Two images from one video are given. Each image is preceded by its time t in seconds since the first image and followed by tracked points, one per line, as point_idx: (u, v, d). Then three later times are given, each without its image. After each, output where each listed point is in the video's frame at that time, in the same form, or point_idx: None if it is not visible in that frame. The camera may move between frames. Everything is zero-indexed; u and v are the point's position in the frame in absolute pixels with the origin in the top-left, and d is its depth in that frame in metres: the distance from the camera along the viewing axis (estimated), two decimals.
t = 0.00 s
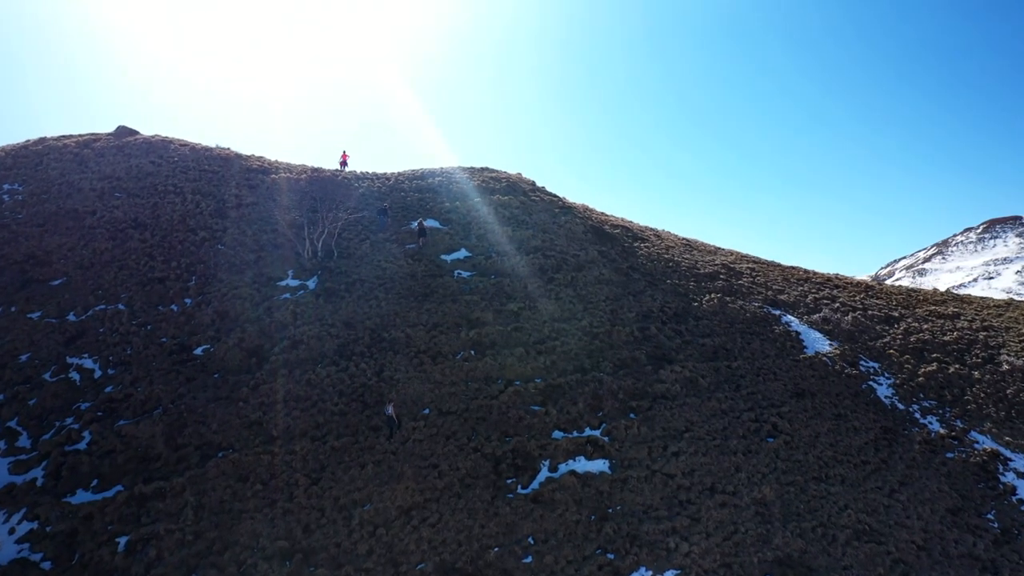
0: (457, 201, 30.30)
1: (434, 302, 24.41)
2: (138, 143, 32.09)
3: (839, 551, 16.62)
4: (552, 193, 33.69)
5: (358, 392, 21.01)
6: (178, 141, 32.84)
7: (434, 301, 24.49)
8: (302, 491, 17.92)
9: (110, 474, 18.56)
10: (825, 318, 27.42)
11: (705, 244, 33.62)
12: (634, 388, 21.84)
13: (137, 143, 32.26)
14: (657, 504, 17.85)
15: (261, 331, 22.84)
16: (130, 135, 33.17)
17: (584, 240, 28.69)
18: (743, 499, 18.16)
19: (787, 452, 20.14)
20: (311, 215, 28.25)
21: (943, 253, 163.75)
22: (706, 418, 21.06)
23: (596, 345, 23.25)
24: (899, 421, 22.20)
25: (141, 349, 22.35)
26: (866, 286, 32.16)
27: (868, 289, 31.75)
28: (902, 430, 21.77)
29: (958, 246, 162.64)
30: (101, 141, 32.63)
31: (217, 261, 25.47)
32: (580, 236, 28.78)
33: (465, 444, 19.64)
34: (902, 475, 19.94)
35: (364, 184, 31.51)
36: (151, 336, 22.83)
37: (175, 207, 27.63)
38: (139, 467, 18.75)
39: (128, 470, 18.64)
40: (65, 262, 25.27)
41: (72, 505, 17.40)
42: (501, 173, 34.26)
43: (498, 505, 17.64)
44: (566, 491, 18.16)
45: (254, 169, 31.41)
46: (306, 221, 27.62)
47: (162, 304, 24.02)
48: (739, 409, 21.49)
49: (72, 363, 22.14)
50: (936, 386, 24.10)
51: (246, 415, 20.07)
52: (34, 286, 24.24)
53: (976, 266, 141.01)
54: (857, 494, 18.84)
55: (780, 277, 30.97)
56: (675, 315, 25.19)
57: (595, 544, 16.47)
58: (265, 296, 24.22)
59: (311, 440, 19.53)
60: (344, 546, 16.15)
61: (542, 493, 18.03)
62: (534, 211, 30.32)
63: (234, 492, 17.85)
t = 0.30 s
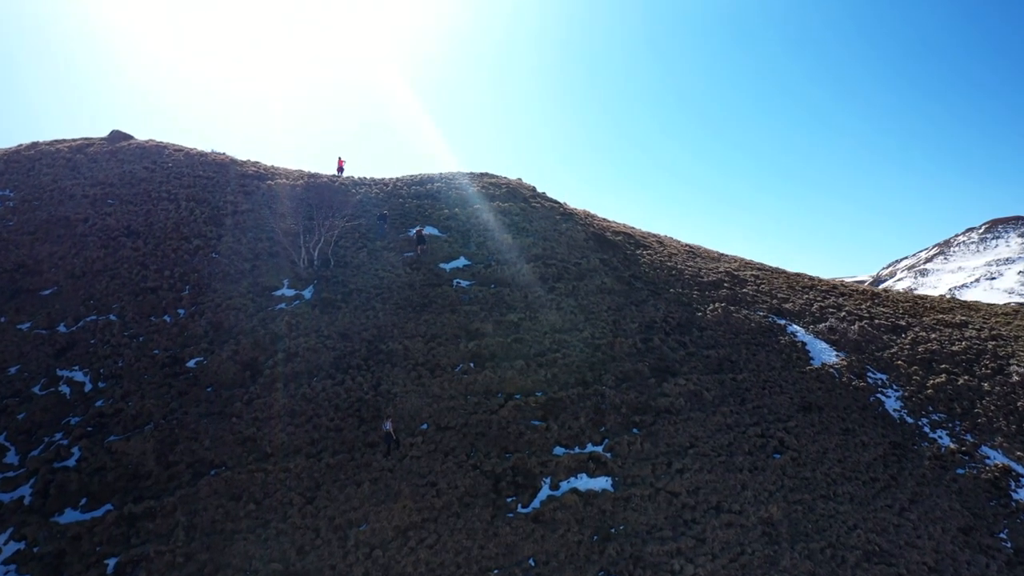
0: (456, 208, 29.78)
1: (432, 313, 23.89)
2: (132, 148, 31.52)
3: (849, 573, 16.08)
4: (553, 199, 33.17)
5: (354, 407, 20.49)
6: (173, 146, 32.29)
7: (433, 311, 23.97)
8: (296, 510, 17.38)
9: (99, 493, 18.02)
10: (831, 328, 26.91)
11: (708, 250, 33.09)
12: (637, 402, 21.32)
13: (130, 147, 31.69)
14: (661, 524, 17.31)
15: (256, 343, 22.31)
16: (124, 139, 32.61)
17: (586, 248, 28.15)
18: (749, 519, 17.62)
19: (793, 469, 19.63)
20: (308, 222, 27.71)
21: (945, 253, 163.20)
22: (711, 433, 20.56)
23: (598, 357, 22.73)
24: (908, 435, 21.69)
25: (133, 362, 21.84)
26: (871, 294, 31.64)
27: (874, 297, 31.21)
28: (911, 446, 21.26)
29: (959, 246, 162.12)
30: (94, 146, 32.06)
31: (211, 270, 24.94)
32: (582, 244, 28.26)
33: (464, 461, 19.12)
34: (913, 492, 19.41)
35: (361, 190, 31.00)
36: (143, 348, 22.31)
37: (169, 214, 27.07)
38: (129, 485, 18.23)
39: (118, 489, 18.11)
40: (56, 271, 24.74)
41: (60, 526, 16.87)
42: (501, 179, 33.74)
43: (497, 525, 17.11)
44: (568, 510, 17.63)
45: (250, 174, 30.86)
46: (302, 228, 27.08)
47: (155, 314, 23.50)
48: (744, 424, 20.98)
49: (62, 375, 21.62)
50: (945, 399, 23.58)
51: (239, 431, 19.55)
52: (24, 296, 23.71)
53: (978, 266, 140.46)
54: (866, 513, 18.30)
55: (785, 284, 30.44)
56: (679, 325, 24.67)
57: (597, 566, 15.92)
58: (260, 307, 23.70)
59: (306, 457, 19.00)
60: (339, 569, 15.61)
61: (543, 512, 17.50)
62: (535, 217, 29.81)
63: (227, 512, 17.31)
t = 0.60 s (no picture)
0: (455, 215, 29.27)
1: (431, 324, 23.38)
2: (125, 153, 30.98)
3: None
4: (553, 206, 32.66)
5: (351, 422, 19.98)
6: (167, 151, 31.77)
7: (431, 322, 23.46)
8: (291, 532, 16.80)
9: (88, 512, 17.49)
10: (838, 338, 26.40)
11: (712, 257, 32.57)
12: (640, 417, 20.80)
13: (124, 152, 31.16)
14: (665, 545, 16.73)
15: (250, 356, 21.79)
16: (117, 144, 32.08)
17: (587, 256, 27.64)
18: (756, 540, 17.04)
19: (801, 487, 19.09)
20: (304, 229, 27.19)
21: (947, 253, 162.59)
22: (716, 450, 20.04)
23: (599, 370, 22.22)
24: (917, 451, 21.18)
25: (124, 375, 21.34)
26: (877, 302, 31.13)
27: (880, 305, 30.70)
28: (920, 462, 20.75)
29: (960, 247, 161.59)
30: (88, 151, 31.52)
31: (204, 280, 24.41)
32: (583, 252, 27.75)
33: (463, 479, 18.57)
34: (923, 511, 18.84)
35: (359, 196, 30.49)
36: (134, 360, 21.81)
37: (162, 221, 26.54)
38: (119, 504, 17.69)
39: (107, 508, 17.57)
40: (46, 281, 24.22)
41: (48, 547, 16.33)
42: (501, 185, 33.23)
43: (497, 547, 16.53)
44: (569, 531, 17.05)
45: (246, 181, 30.34)
46: (298, 236, 26.56)
47: (147, 326, 23.00)
48: (750, 440, 20.47)
49: (51, 389, 21.10)
50: (955, 413, 23.04)
51: (232, 448, 19.04)
52: (14, 307, 23.19)
53: (981, 266, 139.87)
54: (876, 533, 17.72)
55: (790, 293, 29.92)
56: (683, 336, 24.15)
57: None
58: (255, 318, 23.19)
59: (301, 475, 18.46)
60: None
61: (544, 533, 16.92)
62: (536, 225, 29.30)
63: (219, 533, 16.75)
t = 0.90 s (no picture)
0: (454, 223, 28.75)
1: (429, 337, 22.87)
2: (119, 159, 30.44)
3: None
4: (554, 213, 32.15)
5: (347, 439, 19.47)
6: (161, 157, 31.26)
7: (429, 335, 22.95)
8: (284, 554, 16.11)
9: (76, 534, 16.90)
10: (844, 349, 25.90)
11: (715, 265, 32.07)
12: (643, 433, 20.29)
13: (118, 158, 30.62)
14: (669, 568, 16.08)
15: (244, 369, 21.28)
16: (111, 150, 31.56)
17: (588, 265, 27.12)
18: (763, 562, 16.39)
19: (808, 506, 18.50)
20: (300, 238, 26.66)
21: (949, 253, 162.08)
22: (721, 467, 19.51)
23: (601, 384, 21.71)
24: (926, 468, 20.67)
25: (115, 390, 20.82)
26: (883, 310, 30.62)
27: (886, 314, 30.19)
28: (930, 479, 20.23)
29: (962, 248, 161.02)
30: (80, 156, 30.98)
31: (198, 290, 23.89)
32: (584, 261, 27.25)
33: (462, 499, 17.99)
34: (934, 531, 18.21)
35: (357, 203, 29.99)
36: (126, 374, 21.30)
37: (156, 229, 26.02)
38: (108, 525, 17.09)
39: (96, 529, 16.98)
40: (37, 291, 23.67)
41: (33, 571, 15.74)
42: (502, 191, 32.74)
43: (496, 570, 15.90)
44: (571, 553, 16.43)
45: (242, 187, 29.82)
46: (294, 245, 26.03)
47: (139, 338, 22.48)
48: (756, 457, 19.95)
49: (41, 404, 20.56)
50: (965, 427, 22.52)
51: (225, 467, 18.52)
52: (3, 318, 22.65)
53: (983, 267, 139.37)
54: (886, 555, 17.06)
55: (795, 301, 29.40)
56: (686, 348, 23.64)
57: None
58: (249, 330, 22.68)
59: (295, 495, 17.88)
60: None
61: (545, 555, 16.29)
62: (536, 232, 28.80)
63: (210, 556, 16.10)
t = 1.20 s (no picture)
0: (453, 231, 28.23)
1: (427, 349, 22.37)
2: (111, 165, 29.90)
3: None
4: (555, 220, 31.68)
5: (343, 457, 18.95)
6: (155, 164, 30.73)
7: (427, 347, 22.44)
8: None
9: (64, 557, 16.18)
10: (851, 360, 25.39)
11: (718, 273, 31.55)
12: (646, 450, 19.74)
13: (110, 164, 30.07)
14: None
15: (237, 384, 20.75)
16: (104, 156, 31.04)
17: (590, 275, 26.60)
18: None
19: (817, 527, 17.83)
20: (296, 246, 26.12)
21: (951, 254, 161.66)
22: (727, 486, 18.92)
23: (603, 399, 21.19)
24: (936, 485, 20.14)
25: (105, 406, 20.28)
26: (889, 320, 30.12)
27: (893, 323, 29.68)
28: (940, 497, 19.67)
29: (963, 248, 160.71)
30: (73, 162, 30.42)
31: (191, 301, 23.37)
32: (586, 270, 26.74)
33: (461, 519, 17.34)
34: (945, 552, 17.49)
35: (354, 211, 29.46)
36: (116, 390, 20.76)
37: (148, 239, 25.48)
38: (97, 548, 16.40)
39: (83, 552, 16.28)
40: (26, 302, 23.06)
41: None
42: (501, 198, 32.24)
43: None
44: None
45: (237, 195, 29.29)
46: (290, 254, 25.50)
47: (130, 352, 21.94)
48: (762, 475, 19.40)
49: (29, 420, 19.96)
50: (975, 442, 21.98)
51: (217, 486, 17.94)
52: None
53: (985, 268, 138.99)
54: None
55: (800, 310, 28.88)
56: (690, 361, 23.12)
57: None
58: (243, 342, 22.16)
59: (289, 516, 17.24)
60: None
61: None
62: (537, 241, 28.29)
63: None
